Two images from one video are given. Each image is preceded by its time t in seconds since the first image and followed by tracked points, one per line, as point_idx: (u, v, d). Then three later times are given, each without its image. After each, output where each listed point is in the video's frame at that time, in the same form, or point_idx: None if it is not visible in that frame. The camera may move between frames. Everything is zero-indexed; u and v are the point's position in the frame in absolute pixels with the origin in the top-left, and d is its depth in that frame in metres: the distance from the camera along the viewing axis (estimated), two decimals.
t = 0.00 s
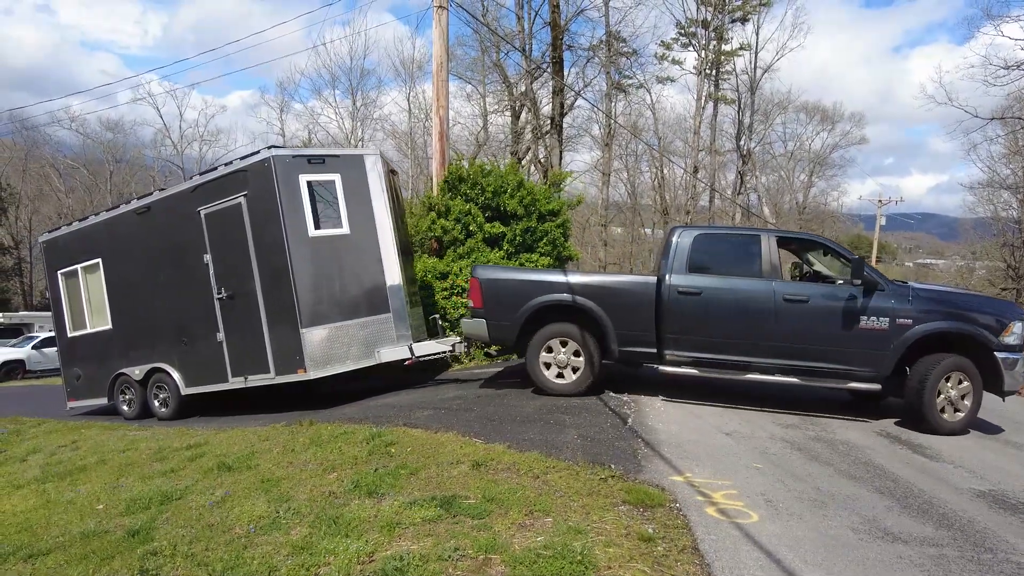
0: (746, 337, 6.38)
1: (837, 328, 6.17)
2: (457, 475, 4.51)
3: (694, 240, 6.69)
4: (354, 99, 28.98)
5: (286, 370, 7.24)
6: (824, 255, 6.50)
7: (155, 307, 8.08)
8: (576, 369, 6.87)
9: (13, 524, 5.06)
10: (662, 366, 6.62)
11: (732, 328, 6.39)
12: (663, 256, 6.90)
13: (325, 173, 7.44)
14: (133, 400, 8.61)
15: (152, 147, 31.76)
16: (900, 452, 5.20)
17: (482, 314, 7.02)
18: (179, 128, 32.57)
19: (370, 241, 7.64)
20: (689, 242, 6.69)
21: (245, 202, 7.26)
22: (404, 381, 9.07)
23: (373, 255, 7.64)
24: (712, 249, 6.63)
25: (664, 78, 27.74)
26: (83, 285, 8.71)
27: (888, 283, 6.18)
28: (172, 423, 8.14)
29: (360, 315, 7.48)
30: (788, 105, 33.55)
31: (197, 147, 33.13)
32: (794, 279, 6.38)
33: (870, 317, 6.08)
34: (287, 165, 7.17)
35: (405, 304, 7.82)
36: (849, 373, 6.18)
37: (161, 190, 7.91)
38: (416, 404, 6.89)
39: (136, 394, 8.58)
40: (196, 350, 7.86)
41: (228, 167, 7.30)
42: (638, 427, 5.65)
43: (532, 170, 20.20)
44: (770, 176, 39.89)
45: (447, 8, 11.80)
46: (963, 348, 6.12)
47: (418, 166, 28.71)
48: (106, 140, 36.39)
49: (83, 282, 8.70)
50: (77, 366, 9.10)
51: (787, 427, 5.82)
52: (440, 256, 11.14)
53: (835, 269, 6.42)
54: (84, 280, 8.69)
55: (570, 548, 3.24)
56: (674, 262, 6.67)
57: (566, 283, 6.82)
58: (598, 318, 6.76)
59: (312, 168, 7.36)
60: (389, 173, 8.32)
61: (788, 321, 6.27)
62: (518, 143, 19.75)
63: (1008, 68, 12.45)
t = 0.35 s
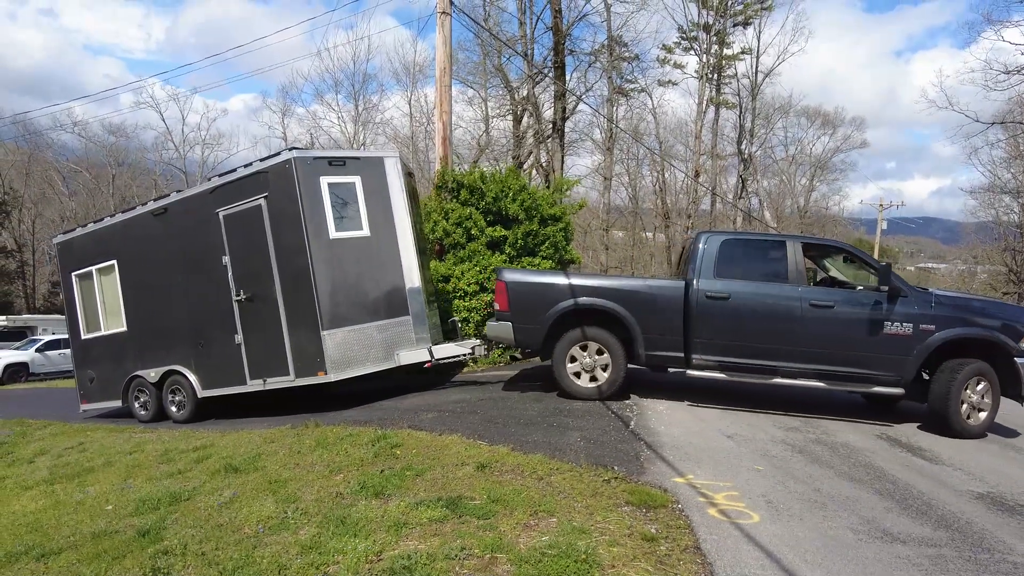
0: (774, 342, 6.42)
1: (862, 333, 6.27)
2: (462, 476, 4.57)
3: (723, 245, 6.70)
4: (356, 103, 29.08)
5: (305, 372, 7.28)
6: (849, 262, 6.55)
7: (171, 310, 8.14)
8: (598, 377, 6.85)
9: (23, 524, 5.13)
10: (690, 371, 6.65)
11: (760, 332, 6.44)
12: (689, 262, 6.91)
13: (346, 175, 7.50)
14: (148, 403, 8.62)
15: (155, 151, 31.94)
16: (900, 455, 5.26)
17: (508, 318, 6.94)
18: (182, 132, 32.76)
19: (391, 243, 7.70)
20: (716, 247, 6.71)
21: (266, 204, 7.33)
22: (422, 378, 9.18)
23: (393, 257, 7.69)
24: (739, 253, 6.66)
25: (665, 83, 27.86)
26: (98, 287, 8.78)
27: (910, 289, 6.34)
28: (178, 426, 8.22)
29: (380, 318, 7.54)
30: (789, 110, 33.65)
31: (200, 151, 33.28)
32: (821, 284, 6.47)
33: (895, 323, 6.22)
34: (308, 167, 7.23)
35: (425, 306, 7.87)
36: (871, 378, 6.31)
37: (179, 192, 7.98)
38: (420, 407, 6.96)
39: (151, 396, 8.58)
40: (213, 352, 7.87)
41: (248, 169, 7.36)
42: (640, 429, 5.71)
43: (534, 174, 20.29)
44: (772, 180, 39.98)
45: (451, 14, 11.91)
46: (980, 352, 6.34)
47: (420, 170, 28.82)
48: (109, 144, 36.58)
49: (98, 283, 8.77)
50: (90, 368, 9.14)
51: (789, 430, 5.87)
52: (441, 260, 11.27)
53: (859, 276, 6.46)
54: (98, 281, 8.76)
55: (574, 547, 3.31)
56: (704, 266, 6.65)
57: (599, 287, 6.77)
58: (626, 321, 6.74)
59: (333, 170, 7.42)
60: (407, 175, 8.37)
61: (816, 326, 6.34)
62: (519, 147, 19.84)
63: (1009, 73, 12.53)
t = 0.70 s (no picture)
0: (807, 345, 6.54)
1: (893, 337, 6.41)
2: (477, 474, 4.66)
3: (756, 249, 6.82)
4: (360, 107, 29.15)
5: (333, 372, 7.38)
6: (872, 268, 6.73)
7: (194, 309, 8.24)
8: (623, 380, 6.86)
9: (44, 520, 5.22)
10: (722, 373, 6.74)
11: (793, 335, 6.56)
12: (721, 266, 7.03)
13: (374, 176, 7.64)
14: (169, 403, 8.69)
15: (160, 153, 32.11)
16: (905, 455, 5.34)
17: (544, 320, 7.02)
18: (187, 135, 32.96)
19: (418, 244, 7.83)
20: (748, 251, 6.84)
21: (295, 204, 7.42)
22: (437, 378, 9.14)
23: (419, 257, 7.81)
24: (770, 258, 6.79)
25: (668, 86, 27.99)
26: (119, 286, 8.89)
27: (936, 295, 6.50)
28: (189, 426, 8.31)
29: (407, 319, 7.65)
30: (791, 114, 33.78)
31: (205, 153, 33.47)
32: (850, 288, 6.62)
33: (924, 327, 6.37)
34: (338, 167, 7.35)
35: (450, 307, 8.00)
36: (901, 381, 6.45)
37: (204, 191, 8.09)
38: (430, 408, 7.06)
39: (172, 398, 8.65)
40: (237, 352, 7.97)
41: (277, 168, 7.46)
42: (649, 429, 5.80)
43: (538, 177, 20.39)
44: (774, 184, 40.07)
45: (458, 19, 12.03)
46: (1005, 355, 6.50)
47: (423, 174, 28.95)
48: (114, 146, 36.78)
49: (118, 283, 8.88)
50: (110, 367, 9.22)
51: (795, 431, 5.95)
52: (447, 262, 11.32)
53: (884, 282, 6.60)
54: (119, 281, 8.88)
55: (591, 542, 3.40)
56: (739, 270, 6.78)
57: (633, 289, 6.86)
58: (661, 323, 6.80)
59: (362, 170, 7.55)
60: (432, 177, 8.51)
61: (848, 329, 6.47)
62: (523, 151, 19.96)
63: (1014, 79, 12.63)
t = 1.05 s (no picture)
0: (842, 348, 6.69)
1: (925, 340, 6.56)
2: (494, 470, 4.77)
3: (791, 254, 6.96)
4: (368, 108, 29.29)
5: (365, 371, 7.49)
6: (895, 271, 6.85)
7: (223, 309, 8.40)
8: (653, 377, 6.91)
9: (72, 513, 5.37)
10: (758, 375, 6.86)
11: (829, 338, 6.69)
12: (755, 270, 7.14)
13: (407, 176, 7.77)
14: (196, 400, 8.81)
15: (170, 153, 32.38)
16: (915, 454, 5.42)
17: (580, 322, 7.07)
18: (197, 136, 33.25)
19: (449, 244, 7.97)
20: (782, 255, 6.95)
21: (328, 204, 7.55)
22: (468, 374, 9.22)
23: (450, 258, 7.94)
24: (803, 261, 6.91)
25: (676, 87, 28.03)
26: (146, 283, 9.06)
27: (967, 299, 6.63)
28: (206, 424, 8.46)
29: (438, 319, 7.78)
30: (799, 115, 33.73)
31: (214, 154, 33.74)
32: (882, 292, 6.77)
33: (955, 331, 6.53)
34: (372, 167, 7.48)
35: (480, 308, 8.14)
36: (932, 382, 6.60)
37: (234, 190, 8.25)
38: (443, 406, 7.18)
39: (199, 395, 8.75)
40: (267, 350, 8.11)
41: (310, 168, 7.58)
42: (662, 428, 5.90)
43: (546, 178, 20.47)
44: (782, 185, 40.00)
45: (469, 21, 12.15)
46: None
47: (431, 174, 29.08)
48: (124, 147, 37.13)
49: (146, 281, 9.06)
50: (136, 364, 9.38)
51: (806, 430, 6.03)
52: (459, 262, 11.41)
53: (895, 281, 6.79)
54: (147, 279, 9.06)
55: (608, 534, 3.51)
56: (774, 274, 6.90)
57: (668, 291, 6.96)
58: (698, 325, 6.89)
59: (395, 171, 7.67)
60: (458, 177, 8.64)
61: (881, 333, 6.63)
62: (531, 152, 20.06)
63: None
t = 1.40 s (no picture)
0: (870, 346, 6.79)
1: (950, 338, 6.70)
2: (504, 465, 4.85)
3: (818, 253, 7.04)
4: (375, 108, 29.40)
5: (390, 369, 7.57)
6: (916, 271, 7.00)
7: (245, 307, 8.50)
8: (676, 372, 6.96)
9: (91, 507, 5.47)
10: (786, 373, 6.93)
11: (856, 337, 6.79)
12: (781, 270, 7.22)
13: (433, 175, 7.86)
14: (218, 398, 8.89)
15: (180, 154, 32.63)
16: (921, 451, 5.46)
17: (610, 320, 7.06)
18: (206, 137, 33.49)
19: (474, 243, 8.06)
20: (808, 254, 7.04)
21: (354, 202, 7.64)
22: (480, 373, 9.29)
23: (473, 256, 8.02)
24: (829, 261, 7.01)
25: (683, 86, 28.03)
26: (167, 281, 9.20)
27: (989, 299, 6.78)
28: (218, 422, 8.57)
29: (462, 318, 7.86)
30: (806, 114, 33.65)
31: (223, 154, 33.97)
32: (905, 292, 6.90)
33: (979, 329, 6.67)
34: (398, 166, 7.56)
35: (502, 306, 8.23)
36: (957, 380, 6.73)
37: (257, 188, 8.36)
38: (452, 404, 7.26)
39: (221, 392, 8.83)
40: (290, 348, 8.20)
41: (336, 167, 7.67)
42: (670, 425, 5.96)
43: (552, 177, 20.53)
44: (789, 184, 39.89)
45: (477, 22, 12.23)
46: None
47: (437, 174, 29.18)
48: (134, 148, 37.44)
49: (166, 279, 9.19)
50: (155, 362, 9.50)
51: (813, 427, 6.07)
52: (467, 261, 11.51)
53: (904, 280, 6.98)
54: (167, 277, 9.19)
55: (618, 527, 3.58)
56: (802, 274, 6.96)
57: (690, 290, 7.00)
58: (729, 325, 6.94)
59: (422, 170, 7.76)
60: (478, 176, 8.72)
61: (907, 331, 6.74)
62: (537, 152, 20.12)
63: None
